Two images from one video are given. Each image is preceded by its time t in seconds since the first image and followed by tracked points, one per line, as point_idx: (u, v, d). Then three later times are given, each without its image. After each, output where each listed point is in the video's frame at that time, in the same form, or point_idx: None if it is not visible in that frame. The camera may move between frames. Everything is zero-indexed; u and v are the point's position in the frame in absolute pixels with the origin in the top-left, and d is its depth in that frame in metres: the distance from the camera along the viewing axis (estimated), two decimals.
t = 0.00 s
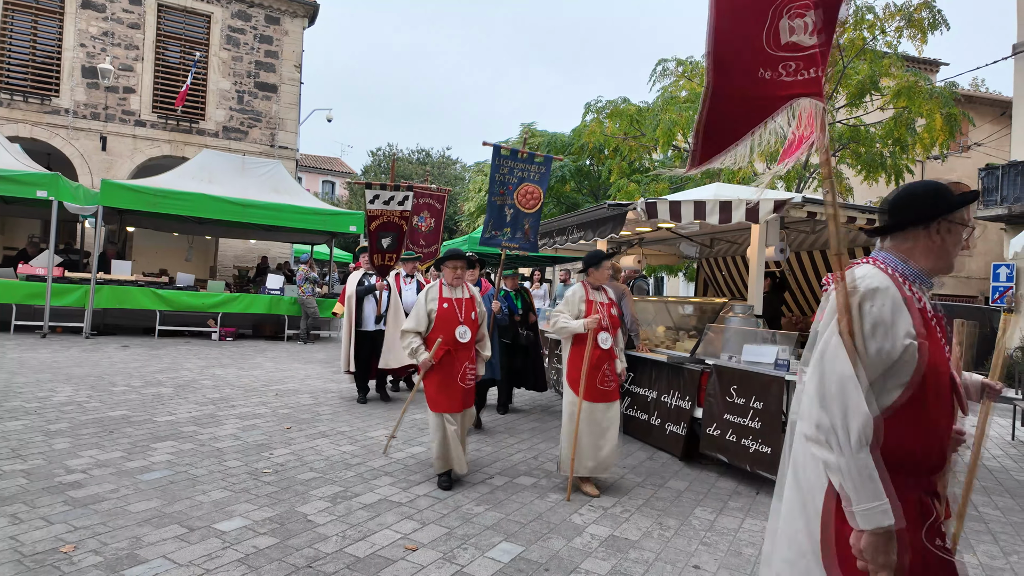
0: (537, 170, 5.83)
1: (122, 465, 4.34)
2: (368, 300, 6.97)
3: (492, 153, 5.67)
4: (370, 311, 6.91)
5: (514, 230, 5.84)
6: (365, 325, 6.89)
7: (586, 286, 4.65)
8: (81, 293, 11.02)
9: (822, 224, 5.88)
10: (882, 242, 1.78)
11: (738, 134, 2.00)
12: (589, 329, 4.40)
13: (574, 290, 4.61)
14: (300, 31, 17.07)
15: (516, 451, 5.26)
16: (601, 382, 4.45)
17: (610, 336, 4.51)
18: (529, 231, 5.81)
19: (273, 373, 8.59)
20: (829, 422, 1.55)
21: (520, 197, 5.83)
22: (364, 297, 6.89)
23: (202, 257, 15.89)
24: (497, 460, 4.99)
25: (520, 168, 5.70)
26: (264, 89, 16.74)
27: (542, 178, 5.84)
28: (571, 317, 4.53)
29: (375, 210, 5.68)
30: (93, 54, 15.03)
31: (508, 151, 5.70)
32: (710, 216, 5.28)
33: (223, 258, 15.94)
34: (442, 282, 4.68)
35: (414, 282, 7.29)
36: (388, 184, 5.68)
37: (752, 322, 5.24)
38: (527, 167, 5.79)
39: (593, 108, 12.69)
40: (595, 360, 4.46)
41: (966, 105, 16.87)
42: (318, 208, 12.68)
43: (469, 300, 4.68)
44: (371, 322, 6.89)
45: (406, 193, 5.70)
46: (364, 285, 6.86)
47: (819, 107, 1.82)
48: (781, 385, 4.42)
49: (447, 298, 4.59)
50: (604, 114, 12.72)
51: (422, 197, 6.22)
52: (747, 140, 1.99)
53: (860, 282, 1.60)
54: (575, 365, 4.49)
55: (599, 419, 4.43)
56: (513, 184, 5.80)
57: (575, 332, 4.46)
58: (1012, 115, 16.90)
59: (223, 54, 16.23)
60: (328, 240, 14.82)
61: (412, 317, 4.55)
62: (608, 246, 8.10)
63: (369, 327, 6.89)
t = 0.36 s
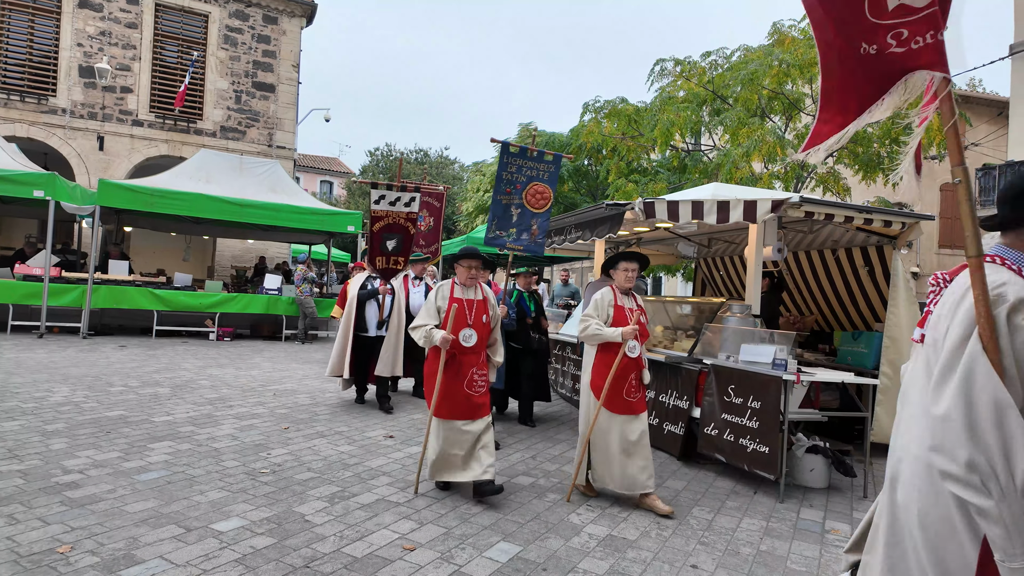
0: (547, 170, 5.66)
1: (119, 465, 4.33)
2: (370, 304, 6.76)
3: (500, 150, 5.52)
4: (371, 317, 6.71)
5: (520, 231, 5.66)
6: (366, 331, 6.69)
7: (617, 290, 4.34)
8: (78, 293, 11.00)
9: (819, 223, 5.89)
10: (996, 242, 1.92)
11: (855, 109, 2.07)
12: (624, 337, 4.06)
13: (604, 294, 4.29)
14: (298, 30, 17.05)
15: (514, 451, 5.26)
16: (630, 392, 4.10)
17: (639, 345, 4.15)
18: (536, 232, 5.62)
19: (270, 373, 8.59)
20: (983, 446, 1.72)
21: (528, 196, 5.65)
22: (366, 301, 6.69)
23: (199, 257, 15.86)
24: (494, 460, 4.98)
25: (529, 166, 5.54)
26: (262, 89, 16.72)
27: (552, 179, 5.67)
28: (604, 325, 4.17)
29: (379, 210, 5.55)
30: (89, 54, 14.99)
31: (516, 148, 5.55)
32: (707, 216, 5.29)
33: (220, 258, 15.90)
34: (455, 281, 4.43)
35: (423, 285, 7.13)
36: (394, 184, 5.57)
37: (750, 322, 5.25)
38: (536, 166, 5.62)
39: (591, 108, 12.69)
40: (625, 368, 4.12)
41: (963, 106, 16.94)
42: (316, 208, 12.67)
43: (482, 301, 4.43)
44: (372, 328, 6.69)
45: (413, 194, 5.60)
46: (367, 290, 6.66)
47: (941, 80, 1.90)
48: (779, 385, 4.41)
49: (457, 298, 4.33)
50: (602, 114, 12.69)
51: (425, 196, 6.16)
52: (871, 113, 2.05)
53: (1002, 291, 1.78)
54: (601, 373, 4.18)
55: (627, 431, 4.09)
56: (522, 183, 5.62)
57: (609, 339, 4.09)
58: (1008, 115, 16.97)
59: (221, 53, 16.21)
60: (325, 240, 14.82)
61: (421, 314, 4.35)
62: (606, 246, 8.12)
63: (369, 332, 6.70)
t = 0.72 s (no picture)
0: (557, 160, 5.63)
1: (117, 466, 4.32)
2: (375, 304, 6.29)
3: (509, 142, 5.49)
4: (376, 317, 6.25)
5: (534, 225, 5.67)
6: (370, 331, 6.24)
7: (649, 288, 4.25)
8: (75, 293, 10.99)
9: (817, 223, 5.90)
10: None
11: None
12: (650, 331, 3.94)
13: (635, 291, 4.21)
14: (296, 30, 17.02)
15: (512, 451, 5.26)
16: (662, 393, 3.94)
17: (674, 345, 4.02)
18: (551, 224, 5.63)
19: (268, 373, 8.58)
20: None
21: (540, 188, 5.65)
22: (373, 300, 6.22)
23: (197, 257, 15.82)
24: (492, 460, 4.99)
25: (539, 157, 5.51)
26: (259, 89, 16.69)
27: (562, 169, 5.66)
28: (631, 321, 4.10)
29: (387, 207, 5.36)
30: (87, 53, 14.97)
31: (525, 139, 5.52)
32: (705, 216, 5.30)
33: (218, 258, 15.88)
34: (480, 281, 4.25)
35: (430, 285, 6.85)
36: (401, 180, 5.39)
37: (747, 321, 5.25)
38: (546, 156, 5.60)
39: (590, 108, 12.70)
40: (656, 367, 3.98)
41: (960, 106, 17.01)
42: (314, 208, 12.65)
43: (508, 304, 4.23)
44: (377, 329, 6.23)
45: (424, 190, 5.38)
46: (374, 288, 6.19)
47: None
48: (777, 385, 4.40)
49: (484, 299, 4.15)
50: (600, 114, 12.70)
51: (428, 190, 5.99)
52: None
53: None
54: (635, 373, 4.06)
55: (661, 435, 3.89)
56: (534, 175, 5.62)
57: (634, 335, 4.03)
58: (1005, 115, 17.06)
59: (218, 53, 16.18)
60: (323, 240, 14.80)
61: (444, 315, 4.16)
62: (605, 246, 8.15)
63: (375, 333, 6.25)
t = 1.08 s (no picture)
0: (562, 158, 5.62)
1: (114, 466, 4.32)
2: (375, 309, 5.97)
3: (519, 137, 5.44)
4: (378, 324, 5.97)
5: (536, 224, 5.61)
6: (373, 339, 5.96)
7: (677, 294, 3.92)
8: (73, 293, 10.96)
9: (815, 223, 5.91)
10: None
11: None
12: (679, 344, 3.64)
13: (661, 298, 3.90)
14: (294, 30, 16.99)
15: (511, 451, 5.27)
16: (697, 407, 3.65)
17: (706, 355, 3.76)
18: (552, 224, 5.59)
19: (267, 373, 8.57)
20: None
21: (545, 186, 5.61)
22: (372, 306, 5.91)
23: (195, 257, 15.79)
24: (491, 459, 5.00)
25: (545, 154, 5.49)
26: (258, 88, 16.68)
27: (566, 168, 5.65)
28: (658, 331, 3.80)
29: (384, 207, 5.29)
30: (85, 53, 14.96)
31: (535, 135, 5.48)
32: (703, 216, 5.31)
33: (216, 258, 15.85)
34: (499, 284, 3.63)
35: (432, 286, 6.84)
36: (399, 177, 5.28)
37: (746, 321, 5.26)
38: (553, 154, 5.58)
39: (588, 108, 12.71)
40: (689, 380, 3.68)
41: (958, 106, 17.05)
42: (312, 208, 12.64)
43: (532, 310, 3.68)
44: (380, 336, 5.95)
45: (421, 188, 5.30)
46: (373, 293, 5.90)
47: None
48: (775, 385, 4.41)
49: (507, 307, 3.56)
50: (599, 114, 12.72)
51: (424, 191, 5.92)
52: None
53: None
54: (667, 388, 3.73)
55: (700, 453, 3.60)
56: (540, 172, 5.58)
57: (661, 348, 3.71)
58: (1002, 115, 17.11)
59: (217, 53, 16.16)
60: (322, 240, 14.79)
61: (461, 327, 3.52)
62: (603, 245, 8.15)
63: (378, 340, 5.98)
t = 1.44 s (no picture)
0: (579, 150, 5.61)
1: (112, 466, 4.31)
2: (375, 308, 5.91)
3: (538, 127, 5.42)
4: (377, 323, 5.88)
5: (551, 219, 5.59)
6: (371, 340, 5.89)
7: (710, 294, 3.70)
8: (70, 293, 10.94)
9: (813, 223, 5.92)
10: None
11: None
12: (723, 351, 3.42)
13: (694, 298, 3.66)
14: (293, 30, 16.96)
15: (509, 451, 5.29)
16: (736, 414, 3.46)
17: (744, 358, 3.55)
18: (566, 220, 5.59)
19: (265, 373, 8.57)
20: None
21: (562, 178, 5.58)
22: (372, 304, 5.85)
23: (193, 257, 15.77)
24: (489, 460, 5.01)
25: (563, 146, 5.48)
26: (256, 88, 16.66)
27: (583, 160, 5.63)
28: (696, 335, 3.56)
29: (384, 200, 5.23)
30: (82, 52, 14.94)
31: (554, 125, 5.46)
32: (701, 216, 5.31)
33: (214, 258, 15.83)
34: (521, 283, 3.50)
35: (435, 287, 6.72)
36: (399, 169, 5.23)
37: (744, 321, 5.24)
38: (570, 145, 5.58)
39: (587, 108, 12.71)
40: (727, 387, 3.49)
41: (956, 106, 17.09)
42: (310, 208, 12.62)
43: (555, 309, 3.55)
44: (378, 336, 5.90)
45: (423, 180, 5.23)
46: (371, 292, 5.79)
47: None
48: (775, 385, 4.40)
49: (531, 305, 3.43)
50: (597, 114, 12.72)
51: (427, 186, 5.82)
52: None
53: None
54: (703, 396, 3.51)
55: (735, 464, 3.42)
56: (557, 163, 5.56)
57: (701, 355, 3.48)
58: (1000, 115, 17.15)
59: (215, 52, 16.13)
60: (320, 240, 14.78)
61: (484, 328, 3.37)
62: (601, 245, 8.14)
63: (375, 340, 5.90)
